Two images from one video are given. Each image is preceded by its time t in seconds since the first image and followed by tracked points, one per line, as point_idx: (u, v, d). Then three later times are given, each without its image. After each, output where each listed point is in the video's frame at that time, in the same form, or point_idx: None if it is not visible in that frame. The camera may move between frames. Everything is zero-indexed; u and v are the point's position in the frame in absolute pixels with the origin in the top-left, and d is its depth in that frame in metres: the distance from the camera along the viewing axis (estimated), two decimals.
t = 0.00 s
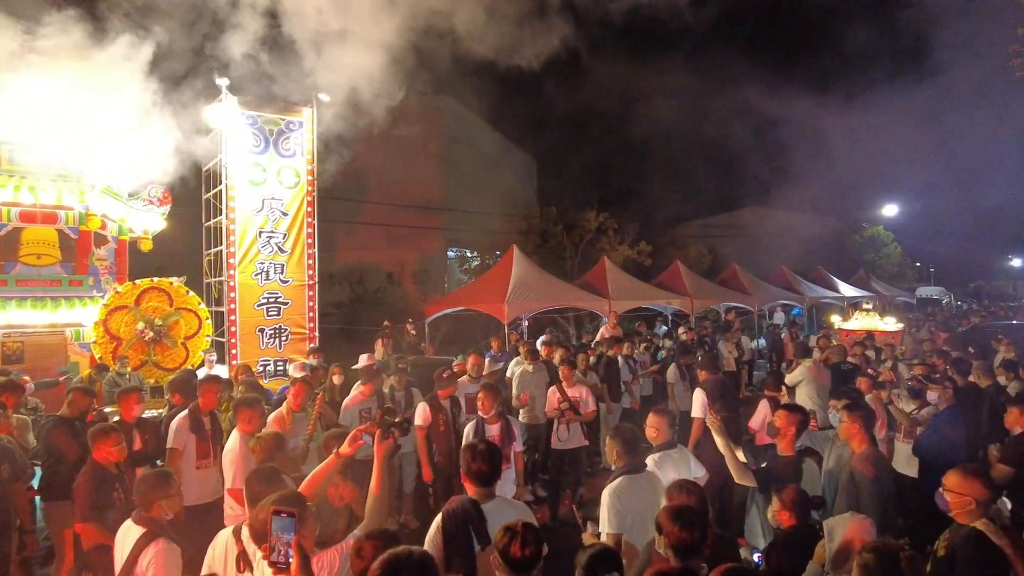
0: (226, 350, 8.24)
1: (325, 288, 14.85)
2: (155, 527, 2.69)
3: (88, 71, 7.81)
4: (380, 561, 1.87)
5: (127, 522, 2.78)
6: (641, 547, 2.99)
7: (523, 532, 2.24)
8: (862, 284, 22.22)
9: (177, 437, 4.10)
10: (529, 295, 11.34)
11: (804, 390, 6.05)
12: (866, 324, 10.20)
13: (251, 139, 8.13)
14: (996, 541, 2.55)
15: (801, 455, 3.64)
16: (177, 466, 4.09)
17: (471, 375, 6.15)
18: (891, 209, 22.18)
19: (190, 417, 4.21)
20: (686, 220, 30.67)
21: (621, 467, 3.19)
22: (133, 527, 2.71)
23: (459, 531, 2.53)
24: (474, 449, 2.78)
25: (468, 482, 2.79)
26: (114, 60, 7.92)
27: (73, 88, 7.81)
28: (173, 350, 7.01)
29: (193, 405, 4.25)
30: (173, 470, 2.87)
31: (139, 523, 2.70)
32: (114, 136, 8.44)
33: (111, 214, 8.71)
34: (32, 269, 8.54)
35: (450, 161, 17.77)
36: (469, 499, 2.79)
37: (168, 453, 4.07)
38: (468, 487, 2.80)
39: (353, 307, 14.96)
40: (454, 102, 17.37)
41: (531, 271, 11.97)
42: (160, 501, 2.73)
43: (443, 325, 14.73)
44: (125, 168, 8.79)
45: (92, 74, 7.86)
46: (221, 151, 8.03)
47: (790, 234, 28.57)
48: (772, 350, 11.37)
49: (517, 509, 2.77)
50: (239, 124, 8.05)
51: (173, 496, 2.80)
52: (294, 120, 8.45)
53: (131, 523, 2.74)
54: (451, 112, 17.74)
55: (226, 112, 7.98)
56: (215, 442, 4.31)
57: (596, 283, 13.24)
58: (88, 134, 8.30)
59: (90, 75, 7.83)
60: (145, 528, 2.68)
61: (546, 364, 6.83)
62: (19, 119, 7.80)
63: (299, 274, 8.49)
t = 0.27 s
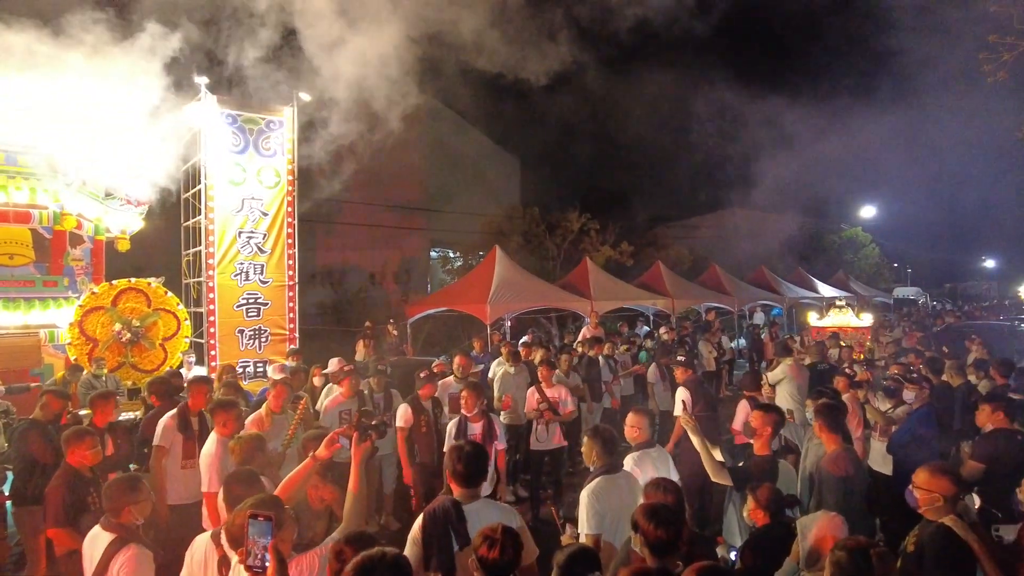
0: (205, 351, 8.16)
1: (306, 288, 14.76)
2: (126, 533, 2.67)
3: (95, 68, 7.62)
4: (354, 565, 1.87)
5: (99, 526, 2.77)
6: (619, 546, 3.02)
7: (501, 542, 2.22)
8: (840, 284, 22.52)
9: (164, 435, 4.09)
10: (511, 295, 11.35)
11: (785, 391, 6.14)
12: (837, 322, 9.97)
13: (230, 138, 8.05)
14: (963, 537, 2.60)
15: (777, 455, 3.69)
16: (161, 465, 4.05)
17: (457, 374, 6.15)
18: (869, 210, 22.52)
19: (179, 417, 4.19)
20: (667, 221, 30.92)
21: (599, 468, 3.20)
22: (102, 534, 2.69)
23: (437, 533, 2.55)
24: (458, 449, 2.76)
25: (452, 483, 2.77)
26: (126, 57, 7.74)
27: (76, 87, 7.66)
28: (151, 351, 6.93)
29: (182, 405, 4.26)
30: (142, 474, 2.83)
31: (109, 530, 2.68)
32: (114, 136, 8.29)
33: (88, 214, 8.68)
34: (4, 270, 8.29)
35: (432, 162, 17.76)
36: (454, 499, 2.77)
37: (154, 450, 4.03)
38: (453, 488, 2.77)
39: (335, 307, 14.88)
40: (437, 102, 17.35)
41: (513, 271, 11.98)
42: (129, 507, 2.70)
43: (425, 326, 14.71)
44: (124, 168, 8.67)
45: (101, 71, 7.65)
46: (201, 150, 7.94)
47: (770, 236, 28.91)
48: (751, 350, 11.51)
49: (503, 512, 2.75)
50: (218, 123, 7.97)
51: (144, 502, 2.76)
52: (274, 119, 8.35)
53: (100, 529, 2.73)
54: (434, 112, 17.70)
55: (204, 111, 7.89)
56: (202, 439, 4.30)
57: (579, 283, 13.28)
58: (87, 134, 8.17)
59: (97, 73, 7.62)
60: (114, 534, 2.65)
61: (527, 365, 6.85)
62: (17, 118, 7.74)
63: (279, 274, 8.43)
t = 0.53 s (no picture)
0: (185, 351, 8.06)
1: (287, 287, 14.63)
2: (97, 537, 2.62)
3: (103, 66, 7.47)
4: (327, 567, 1.85)
5: (72, 530, 2.72)
6: (601, 544, 3.02)
7: (480, 554, 2.19)
8: (821, 284, 22.76)
9: (145, 436, 4.04)
10: (495, 295, 11.32)
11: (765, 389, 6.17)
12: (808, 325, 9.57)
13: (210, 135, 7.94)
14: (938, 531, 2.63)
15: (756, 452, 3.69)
16: (143, 466, 4.01)
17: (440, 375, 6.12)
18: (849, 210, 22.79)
19: (161, 418, 4.12)
20: (650, 221, 31.05)
21: (580, 466, 3.20)
22: (75, 540, 2.64)
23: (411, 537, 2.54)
24: (437, 447, 2.73)
25: (430, 482, 2.72)
26: (138, 52, 7.57)
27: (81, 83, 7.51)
28: (129, 351, 6.78)
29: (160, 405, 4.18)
30: (117, 477, 2.80)
31: (81, 535, 2.63)
32: (114, 135, 8.14)
33: (64, 210, 8.50)
34: None
35: (416, 160, 17.69)
36: (432, 499, 2.72)
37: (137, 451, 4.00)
38: (428, 487, 2.74)
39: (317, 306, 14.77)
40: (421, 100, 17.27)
41: (497, 271, 11.95)
42: (103, 511, 2.66)
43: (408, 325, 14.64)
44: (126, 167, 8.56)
45: (109, 66, 7.48)
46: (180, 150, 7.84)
47: (753, 235, 29.14)
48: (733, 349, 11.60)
49: (479, 512, 2.71)
50: (196, 120, 7.85)
51: (117, 506, 2.72)
52: (255, 115, 8.24)
53: (73, 535, 2.68)
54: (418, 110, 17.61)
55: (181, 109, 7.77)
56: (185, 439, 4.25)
57: (563, 283, 13.28)
58: (88, 134, 8.00)
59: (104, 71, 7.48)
60: (87, 539, 2.60)
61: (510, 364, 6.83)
62: (18, 118, 7.51)
63: (259, 273, 8.34)
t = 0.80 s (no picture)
0: (167, 351, 7.96)
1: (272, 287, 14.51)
2: (80, 543, 2.56)
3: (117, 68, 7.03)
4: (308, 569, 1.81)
5: (50, 534, 2.67)
6: (588, 542, 3.00)
7: None
8: (806, 283, 22.93)
9: (121, 442, 3.96)
10: (481, 294, 11.27)
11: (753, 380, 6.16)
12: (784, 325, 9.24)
13: (193, 133, 7.82)
14: (921, 528, 2.63)
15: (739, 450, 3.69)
16: (122, 469, 3.94)
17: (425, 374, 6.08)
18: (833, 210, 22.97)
19: (136, 421, 4.06)
20: (637, 220, 31.16)
21: (567, 464, 3.19)
22: (54, 544, 2.58)
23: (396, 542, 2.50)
24: (415, 445, 2.71)
25: (409, 480, 2.67)
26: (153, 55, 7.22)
27: (91, 81, 6.96)
28: (110, 350, 6.72)
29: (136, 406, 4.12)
30: (101, 482, 2.76)
31: (61, 539, 2.58)
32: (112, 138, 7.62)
33: (41, 208, 8.29)
34: None
35: (402, 159, 17.59)
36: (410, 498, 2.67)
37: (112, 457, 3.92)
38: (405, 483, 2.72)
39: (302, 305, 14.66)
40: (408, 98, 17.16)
41: (484, 270, 11.90)
42: (85, 516, 2.62)
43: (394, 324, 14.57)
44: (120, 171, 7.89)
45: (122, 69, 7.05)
46: (168, 150, 7.71)
47: (739, 234, 29.31)
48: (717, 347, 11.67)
49: (452, 512, 2.66)
50: (179, 117, 7.71)
51: (99, 510, 2.68)
52: (238, 113, 8.12)
53: (52, 539, 2.62)
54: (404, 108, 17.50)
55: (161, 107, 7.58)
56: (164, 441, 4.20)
57: (549, 282, 13.26)
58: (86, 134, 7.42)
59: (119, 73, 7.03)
60: (67, 544, 2.54)
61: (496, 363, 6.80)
62: (16, 118, 6.78)
63: (243, 272, 8.25)
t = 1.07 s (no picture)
0: (154, 351, 7.89)
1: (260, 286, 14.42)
2: (67, 547, 2.53)
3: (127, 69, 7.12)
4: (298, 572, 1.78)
5: (35, 538, 2.62)
6: (579, 542, 2.99)
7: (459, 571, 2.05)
8: (794, 283, 23.05)
9: (98, 448, 3.93)
10: (471, 293, 11.24)
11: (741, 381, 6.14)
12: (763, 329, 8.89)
13: (181, 132, 7.75)
14: (912, 528, 2.63)
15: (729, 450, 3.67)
16: (100, 475, 3.91)
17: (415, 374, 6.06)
18: (821, 211, 23.15)
19: (112, 425, 4.02)
20: (626, 220, 31.24)
21: (557, 466, 3.17)
22: (41, 547, 2.55)
23: (383, 541, 2.48)
24: (403, 447, 2.67)
25: (396, 481, 2.62)
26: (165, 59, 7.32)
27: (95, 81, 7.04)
28: (95, 351, 6.64)
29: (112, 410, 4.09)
30: (89, 484, 2.73)
31: (48, 542, 2.54)
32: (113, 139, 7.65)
33: (26, 206, 8.26)
34: None
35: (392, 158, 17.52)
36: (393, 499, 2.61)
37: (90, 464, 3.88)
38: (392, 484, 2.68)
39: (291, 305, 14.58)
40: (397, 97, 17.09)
41: (474, 270, 11.87)
42: (75, 519, 2.59)
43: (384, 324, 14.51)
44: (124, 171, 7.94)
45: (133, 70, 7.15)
46: (165, 150, 7.67)
47: (727, 235, 29.47)
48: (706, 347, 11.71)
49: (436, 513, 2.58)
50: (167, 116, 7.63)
51: (89, 513, 2.65)
52: (226, 111, 8.03)
53: (38, 543, 2.57)
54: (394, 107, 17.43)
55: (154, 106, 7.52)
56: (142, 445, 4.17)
57: (539, 282, 13.24)
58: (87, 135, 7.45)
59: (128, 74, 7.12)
60: (55, 548, 2.50)
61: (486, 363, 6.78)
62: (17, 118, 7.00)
63: (231, 271, 8.17)
